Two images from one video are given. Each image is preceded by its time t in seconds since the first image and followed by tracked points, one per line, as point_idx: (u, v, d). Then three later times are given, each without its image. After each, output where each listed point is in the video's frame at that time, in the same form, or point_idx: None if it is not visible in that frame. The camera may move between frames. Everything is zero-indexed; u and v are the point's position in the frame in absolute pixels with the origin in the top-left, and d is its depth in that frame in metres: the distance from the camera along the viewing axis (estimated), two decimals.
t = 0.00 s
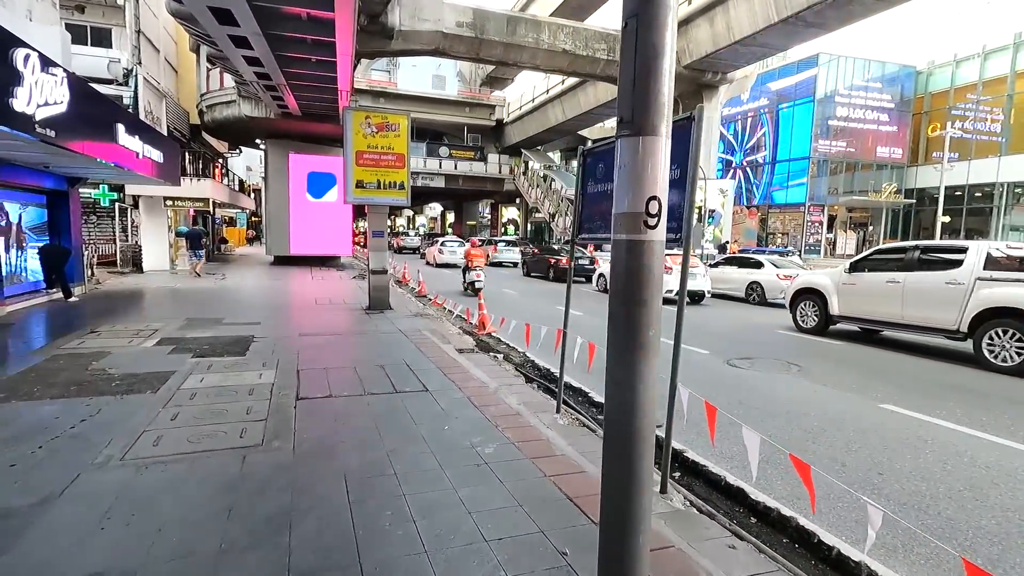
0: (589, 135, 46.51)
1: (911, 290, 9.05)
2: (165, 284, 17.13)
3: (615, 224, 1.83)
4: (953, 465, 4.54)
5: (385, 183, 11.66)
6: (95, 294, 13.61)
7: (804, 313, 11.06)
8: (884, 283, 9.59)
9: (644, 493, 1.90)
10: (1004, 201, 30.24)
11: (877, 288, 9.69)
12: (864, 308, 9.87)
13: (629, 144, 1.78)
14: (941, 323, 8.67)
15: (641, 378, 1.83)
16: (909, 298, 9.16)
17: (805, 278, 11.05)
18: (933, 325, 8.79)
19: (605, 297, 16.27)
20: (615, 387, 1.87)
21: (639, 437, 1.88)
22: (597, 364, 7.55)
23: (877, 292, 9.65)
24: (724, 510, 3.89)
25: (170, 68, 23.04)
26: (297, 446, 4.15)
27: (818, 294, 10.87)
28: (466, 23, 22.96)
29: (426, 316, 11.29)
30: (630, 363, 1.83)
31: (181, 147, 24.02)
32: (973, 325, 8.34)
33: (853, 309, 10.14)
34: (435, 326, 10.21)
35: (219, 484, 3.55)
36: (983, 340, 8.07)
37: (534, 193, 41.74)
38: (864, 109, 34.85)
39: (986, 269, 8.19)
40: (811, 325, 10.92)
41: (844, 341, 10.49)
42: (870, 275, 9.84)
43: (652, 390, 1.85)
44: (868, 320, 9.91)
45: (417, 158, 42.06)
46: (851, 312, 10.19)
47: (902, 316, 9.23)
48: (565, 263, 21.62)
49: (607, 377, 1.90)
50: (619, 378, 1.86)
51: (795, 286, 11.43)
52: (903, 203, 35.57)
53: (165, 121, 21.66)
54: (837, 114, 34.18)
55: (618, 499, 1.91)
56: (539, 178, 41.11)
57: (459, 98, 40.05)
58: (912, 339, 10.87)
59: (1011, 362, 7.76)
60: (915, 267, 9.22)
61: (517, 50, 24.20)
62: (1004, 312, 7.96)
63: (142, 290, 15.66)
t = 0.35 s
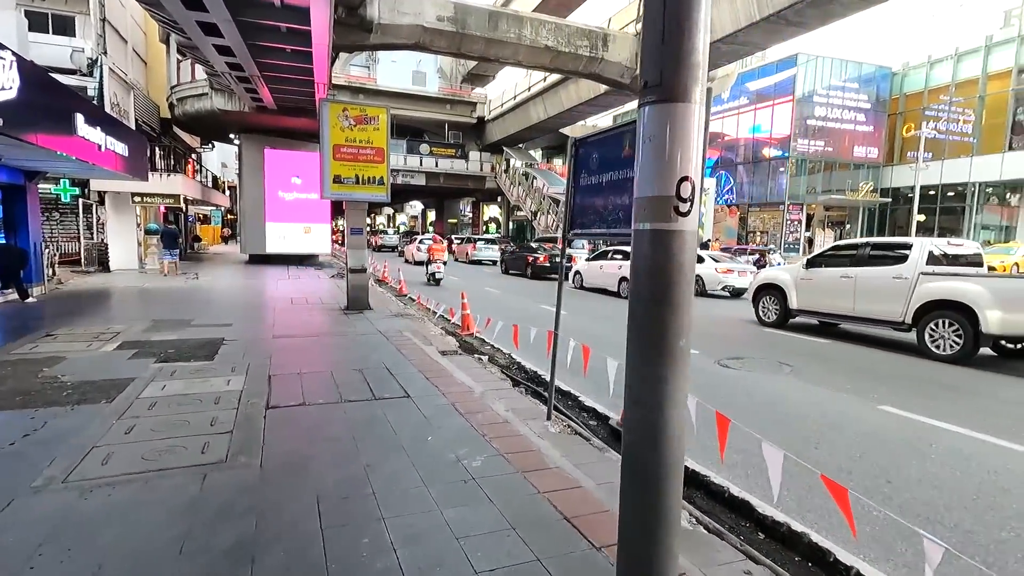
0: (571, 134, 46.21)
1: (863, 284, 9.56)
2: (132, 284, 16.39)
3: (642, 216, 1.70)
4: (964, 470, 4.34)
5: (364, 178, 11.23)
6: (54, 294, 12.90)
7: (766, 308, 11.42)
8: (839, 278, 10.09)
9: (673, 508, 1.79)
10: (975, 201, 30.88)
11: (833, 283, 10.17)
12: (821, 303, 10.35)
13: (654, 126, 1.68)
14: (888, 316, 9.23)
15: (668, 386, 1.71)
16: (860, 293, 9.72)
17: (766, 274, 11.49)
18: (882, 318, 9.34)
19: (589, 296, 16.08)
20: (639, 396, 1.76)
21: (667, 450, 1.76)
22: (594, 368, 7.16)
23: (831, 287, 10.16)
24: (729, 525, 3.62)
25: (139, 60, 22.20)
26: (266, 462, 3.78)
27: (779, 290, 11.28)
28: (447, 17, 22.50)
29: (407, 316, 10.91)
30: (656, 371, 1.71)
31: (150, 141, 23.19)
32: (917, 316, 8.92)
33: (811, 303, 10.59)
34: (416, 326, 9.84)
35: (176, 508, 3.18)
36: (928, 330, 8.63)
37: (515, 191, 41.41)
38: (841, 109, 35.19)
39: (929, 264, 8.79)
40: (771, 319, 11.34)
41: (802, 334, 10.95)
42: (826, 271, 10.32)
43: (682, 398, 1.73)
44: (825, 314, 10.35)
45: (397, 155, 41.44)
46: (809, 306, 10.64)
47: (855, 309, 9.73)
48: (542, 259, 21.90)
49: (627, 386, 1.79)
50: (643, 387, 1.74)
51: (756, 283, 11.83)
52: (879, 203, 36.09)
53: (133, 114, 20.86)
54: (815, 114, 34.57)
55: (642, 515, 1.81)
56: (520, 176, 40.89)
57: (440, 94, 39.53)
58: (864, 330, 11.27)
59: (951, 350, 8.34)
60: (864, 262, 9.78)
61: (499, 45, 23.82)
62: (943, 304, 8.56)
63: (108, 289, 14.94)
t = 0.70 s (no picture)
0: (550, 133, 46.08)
1: (815, 282, 9.95)
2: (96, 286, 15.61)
3: (693, 232, 1.80)
4: (974, 481, 4.18)
5: (341, 175, 10.79)
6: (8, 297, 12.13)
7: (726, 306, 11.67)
8: (792, 276, 10.45)
9: (725, 530, 1.87)
10: (945, 202, 31.54)
11: (786, 281, 10.52)
12: (776, 302, 10.63)
13: (706, 131, 1.79)
14: (839, 312, 9.65)
15: (718, 405, 1.79)
16: (811, 290, 10.14)
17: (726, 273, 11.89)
18: (832, 313, 9.74)
19: (572, 297, 15.85)
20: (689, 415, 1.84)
21: (716, 467, 1.84)
22: (592, 376, 6.80)
23: (785, 286, 10.53)
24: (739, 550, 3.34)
25: (102, 52, 21.24)
26: (230, 491, 3.39)
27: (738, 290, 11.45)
28: (426, 13, 22.03)
29: (386, 319, 10.51)
30: (707, 393, 1.79)
31: (115, 137, 22.24)
32: (863, 311, 9.38)
33: (767, 300, 10.91)
34: (396, 330, 9.46)
35: (120, 548, 2.76)
36: (872, 325, 9.10)
37: (495, 191, 41.07)
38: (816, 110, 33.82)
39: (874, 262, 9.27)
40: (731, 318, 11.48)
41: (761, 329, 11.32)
42: (780, 270, 10.63)
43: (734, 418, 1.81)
44: (781, 312, 10.63)
45: (375, 153, 40.73)
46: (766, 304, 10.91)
47: (808, 306, 10.10)
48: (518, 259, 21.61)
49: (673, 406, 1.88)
50: (695, 406, 1.82)
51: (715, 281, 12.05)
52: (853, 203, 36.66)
53: (96, 108, 19.94)
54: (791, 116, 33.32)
55: (682, 528, 1.91)
56: (500, 175, 40.61)
57: (418, 92, 38.94)
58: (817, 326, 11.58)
59: (893, 342, 8.83)
60: (817, 261, 10.17)
61: (479, 43, 23.45)
62: (886, 300, 9.04)
63: (69, 292, 14.17)
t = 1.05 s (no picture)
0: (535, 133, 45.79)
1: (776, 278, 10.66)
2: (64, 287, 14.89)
3: (796, 225, 1.72)
4: (998, 494, 3.94)
5: (322, 172, 10.36)
6: None
7: (697, 303, 12.67)
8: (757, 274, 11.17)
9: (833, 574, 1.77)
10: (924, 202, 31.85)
11: (751, 278, 11.25)
12: (743, 296, 11.39)
13: (825, 86, 1.66)
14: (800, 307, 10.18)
15: (825, 441, 1.71)
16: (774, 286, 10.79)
17: (697, 272, 12.79)
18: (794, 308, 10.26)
19: (559, 298, 15.55)
20: (781, 442, 1.81)
21: (834, 504, 1.74)
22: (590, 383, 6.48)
23: (752, 282, 11.20)
24: None
25: (71, 44, 20.41)
26: (196, 520, 3.03)
27: (709, 286, 12.45)
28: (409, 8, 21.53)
29: (370, 322, 10.09)
30: (800, 422, 1.74)
31: (85, 133, 21.41)
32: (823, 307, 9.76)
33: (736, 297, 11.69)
34: (381, 334, 9.05)
35: None
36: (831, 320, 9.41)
37: (480, 190, 40.65)
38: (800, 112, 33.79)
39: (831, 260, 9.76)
40: (703, 314, 12.54)
41: (729, 325, 11.92)
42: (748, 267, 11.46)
43: (842, 452, 1.71)
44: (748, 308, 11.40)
45: (357, 152, 40.04)
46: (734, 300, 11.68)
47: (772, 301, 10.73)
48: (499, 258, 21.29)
49: (759, 433, 1.90)
50: (794, 436, 1.76)
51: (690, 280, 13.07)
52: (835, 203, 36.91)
53: (64, 102, 19.14)
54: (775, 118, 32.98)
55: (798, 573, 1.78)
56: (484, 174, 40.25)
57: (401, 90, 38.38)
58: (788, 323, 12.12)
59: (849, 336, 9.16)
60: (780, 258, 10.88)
61: (463, 39, 23.03)
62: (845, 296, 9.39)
63: (34, 294, 13.47)
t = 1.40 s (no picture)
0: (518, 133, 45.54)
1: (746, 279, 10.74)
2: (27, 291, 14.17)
3: (960, 236, 1.29)
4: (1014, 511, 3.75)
5: (300, 171, 9.94)
6: None
7: (670, 302, 12.53)
8: (728, 274, 11.26)
9: None
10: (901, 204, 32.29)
11: (722, 279, 11.35)
12: (714, 296, 11.48)
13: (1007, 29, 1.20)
14: (769, 308, 10.29)
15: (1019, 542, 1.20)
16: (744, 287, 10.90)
17: (669, 272, 12.56)
18: (763, 309, 10.38)
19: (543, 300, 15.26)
20: (922, 536, 1.38)
21: None
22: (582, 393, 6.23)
23: (723, 283, 11.32)
24: None
25: (36, 37, 19.57)
26: (146, 564, 2.65)
27: (681, 286, 12.37)
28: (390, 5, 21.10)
29: (349, 328, 9.68)
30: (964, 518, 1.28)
31: (52, 129, 20.54)
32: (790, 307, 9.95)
33: (706, 296, 11.72)
34: (362, 340, 8.66)
35: None
36: (798, 321, 9.64)
37: (463, 190, 40.24)
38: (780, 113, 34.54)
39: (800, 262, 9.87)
40: (675, 312, 12.41)
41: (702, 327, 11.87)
42: (719, 268, 11.50)
43: None
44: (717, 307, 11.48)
45: (338, 151, 39.36)
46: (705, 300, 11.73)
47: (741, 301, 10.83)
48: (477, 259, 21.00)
49: (892, 518, 1.47)
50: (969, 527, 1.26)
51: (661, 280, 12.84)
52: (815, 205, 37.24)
53: (29, 98, 18.34)
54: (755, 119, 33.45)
55: None
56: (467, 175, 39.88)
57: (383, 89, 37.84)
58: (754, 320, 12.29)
59: (814, 336, 9.41)
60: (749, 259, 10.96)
61: (446, 38, 22.69)
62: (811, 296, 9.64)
63: None
